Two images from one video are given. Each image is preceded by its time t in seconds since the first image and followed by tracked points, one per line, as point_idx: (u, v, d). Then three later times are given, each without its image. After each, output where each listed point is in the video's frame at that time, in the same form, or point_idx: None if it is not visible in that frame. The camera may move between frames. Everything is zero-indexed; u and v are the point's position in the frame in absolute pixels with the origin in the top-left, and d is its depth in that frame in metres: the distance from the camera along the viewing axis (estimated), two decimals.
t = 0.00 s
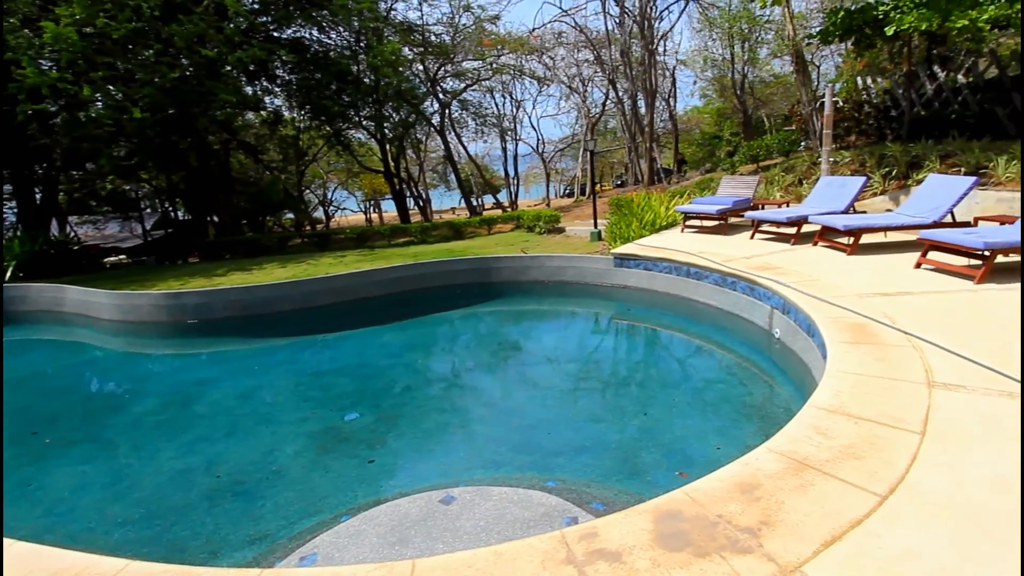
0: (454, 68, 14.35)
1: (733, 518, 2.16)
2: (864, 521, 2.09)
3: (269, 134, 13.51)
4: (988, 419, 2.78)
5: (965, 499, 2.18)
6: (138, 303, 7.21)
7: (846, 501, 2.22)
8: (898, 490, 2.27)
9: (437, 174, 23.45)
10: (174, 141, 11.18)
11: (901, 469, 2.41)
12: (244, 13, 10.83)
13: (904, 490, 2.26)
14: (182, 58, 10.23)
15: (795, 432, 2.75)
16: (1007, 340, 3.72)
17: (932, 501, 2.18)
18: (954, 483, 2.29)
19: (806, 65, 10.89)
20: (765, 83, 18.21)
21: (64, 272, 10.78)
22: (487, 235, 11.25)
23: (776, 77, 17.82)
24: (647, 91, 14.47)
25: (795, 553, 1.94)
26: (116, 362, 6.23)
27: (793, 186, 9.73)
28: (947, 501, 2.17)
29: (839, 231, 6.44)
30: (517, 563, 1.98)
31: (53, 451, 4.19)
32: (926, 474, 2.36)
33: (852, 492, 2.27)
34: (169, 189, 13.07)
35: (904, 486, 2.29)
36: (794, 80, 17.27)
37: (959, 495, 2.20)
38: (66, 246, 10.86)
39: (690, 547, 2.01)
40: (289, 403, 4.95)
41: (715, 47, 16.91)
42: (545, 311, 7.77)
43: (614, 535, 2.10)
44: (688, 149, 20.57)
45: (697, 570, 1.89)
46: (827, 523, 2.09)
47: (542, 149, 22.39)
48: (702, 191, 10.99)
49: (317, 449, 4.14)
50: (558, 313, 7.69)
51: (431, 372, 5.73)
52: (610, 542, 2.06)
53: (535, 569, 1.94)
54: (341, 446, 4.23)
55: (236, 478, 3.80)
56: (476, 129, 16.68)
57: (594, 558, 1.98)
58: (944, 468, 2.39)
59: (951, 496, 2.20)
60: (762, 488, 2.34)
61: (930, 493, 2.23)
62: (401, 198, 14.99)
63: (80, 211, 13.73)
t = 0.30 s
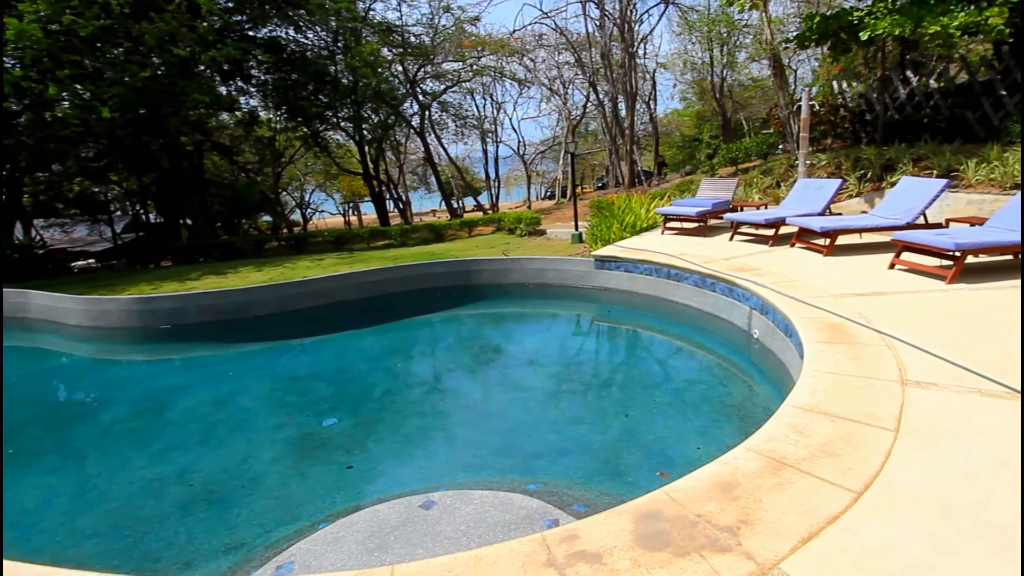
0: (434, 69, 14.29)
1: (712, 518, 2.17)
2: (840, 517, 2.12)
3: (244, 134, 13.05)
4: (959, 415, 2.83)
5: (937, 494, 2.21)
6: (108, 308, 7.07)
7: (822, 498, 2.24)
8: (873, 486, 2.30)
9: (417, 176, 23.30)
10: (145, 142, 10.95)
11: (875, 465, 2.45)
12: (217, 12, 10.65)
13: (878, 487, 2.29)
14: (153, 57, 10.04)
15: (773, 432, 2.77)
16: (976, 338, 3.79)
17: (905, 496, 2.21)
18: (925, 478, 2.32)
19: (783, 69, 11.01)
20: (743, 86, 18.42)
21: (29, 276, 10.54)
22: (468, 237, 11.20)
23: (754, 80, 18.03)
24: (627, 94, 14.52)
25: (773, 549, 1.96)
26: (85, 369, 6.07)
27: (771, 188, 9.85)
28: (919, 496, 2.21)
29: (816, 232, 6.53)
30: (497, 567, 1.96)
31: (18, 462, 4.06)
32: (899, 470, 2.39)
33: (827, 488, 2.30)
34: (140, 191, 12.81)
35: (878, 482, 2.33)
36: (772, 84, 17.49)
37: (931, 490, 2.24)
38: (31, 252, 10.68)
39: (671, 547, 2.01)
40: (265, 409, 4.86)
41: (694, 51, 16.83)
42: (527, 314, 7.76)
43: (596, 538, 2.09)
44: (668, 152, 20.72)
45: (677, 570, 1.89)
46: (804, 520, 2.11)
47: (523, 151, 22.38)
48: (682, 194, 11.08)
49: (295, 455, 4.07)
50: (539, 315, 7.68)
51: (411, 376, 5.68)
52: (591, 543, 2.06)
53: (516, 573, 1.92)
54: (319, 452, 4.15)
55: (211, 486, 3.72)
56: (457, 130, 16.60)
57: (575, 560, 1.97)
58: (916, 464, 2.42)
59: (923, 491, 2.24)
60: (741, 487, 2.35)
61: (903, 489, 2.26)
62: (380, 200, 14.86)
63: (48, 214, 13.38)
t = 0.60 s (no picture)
0: (414, 73, 14.21)
1: (695, 518, 2.17)
2: (820, 515, 2.13)
3: (219, 138, 12.64)
4: (935, 410, 2.87)
5: (915, 489, 2.24)
6: (77, 317, 6.91)
7: (803, 496, 2.26)
8: (853, 483, 2.32)
9: (398, 180, 23.13)
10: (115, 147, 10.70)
11: (855, 462, 2.46)
12: (190, 14, 10.47)
13: (858, 484, 2.31)
14: (123, 60, 9.85)
15: (755, 431, 2.78)
16: (950, 335, 3.85)
17: (883, 493, 2.24)
18: (904, 474, 2.34)
19: (762, 72, 11.10)
20: (723, 89, 18.57)
21: None
22: (450, 241, 11.14)
23: (733, 84, 18.20)
24: (608, 97, 14.55)
25: (755, 549, 1.97)
26: (54, 381, 5.90)
27: (751, 190, 9.94)
28: (897, 492, 2.23)
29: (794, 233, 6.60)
30: (481, 574, 1.92)
31: None
32: (878, 466, 2.42)
33: (808, 486, 2.31)
34: (110, 198, 12.50)
35: (857, 479, 2.35)
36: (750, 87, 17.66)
37: (909, 486, 2.26)
38: None
39: (655, 548, 2.00)
40: (242, 419, 4.76)
41: (674, 55, 17.23)
42: (510, 317, 7.73)
43: (580, 543, 2.06)
44: (649, 155, 20.82)
45: (661, 572, 1.88)
46: (786, 519, 2.12)
47: (504, 154, 22.35)
48: (664, 196, 11.13)
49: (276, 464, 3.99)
50: (522, 319, 7.65)
51: (393, 382, 5.60)
52: (575, 547, 2.04)
53: None
54: (300, 462, 4.07)
55: (186, 498, 3.63)
56: (438, 134, 16.53)
57: (559, 565, 1.94)
58: (894, 460, 2.45)
59: (901, 486, 2.26)
60: (724, 487, 2.36)
61: (881, 485, 2.29)
62: (360, 205, 14.70)
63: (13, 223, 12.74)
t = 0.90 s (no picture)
0: (394, 75, 14.12)
1: (677, 519, 2.16)
2: (799, 513, 2.13)
3: (192, 141, 12.53)
4: (910, 408, 2.89)
5: (891, 486, 2.25)
6: (42, 327, 6.73)
7: (782, 495, 2.26)
8: (831, 481, 2.32)
9: (378, 183, 22.94)
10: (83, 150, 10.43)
11: (832, 460, 2.47)
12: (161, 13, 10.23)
13: (835, 482, 2.31)
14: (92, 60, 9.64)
15: (734, 431, 2.77)
16: (924, 333, 3.90)
17: (860, 490, 2.24)
18: (880, 471, 2.35)
19: (739, 76, 11.21)
20: (702, 93, 18.71)
21: None
22: (431, 245, 11.06)
23: (711, 87, 18.35)
24: (589, 100, 14.57)
25: (735, 548, 1.96)
26: (20, 393, 5.71)
27: (730, 192, 10.01)
28: (874, 489, 2.24)
29: (772, 235, 6.66)
30: None
31: None
32: (855, 464, 2.42)
33: (787, 485, 2.31)
34: (79, 202, 12.17)
35: (835, 477, 2.35)
36: (729, 91, 17.81)
37: (885, 483, 2.27)
38: None
39: (637, 550, 1.99)
40: (217, 428, 4.64)
41: (654, 58, 17.44)
42: (492, 321, 7.69)
43: (562, 548, 2.02)
44: (629, 158, 20.91)
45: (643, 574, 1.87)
46: (765, 518, 2.12)
47: (485, 157, 22.29)
48: (645, 198, 11.17)
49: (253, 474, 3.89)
50: (504, 322, 7.60)
51: (373, 387, 5.53)
52: (557, 551, 2.01)
53: None
54: (277, 471, 3.98)
55: (159, 511, 3.52)
56: (417, 136, 16.51)
57: (541, 570, 1.91)
58: (871, 457, 2.46)
59: (878, 483, 2.27)
60: (705, 487, 2.35)
61: (858, 482, 2.29)
62: (339, 209, 14.54)
63: None
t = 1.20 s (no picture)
0: (375, 77, 14.04)
1: (661, 523, 2.16)
2: (782, 513, 2.15)
3: (168, 143, 12.48)
4: (888, 408, 2.93)
5: (872, 485, 2.28)
6: (12, 335, 6.57)
7: (764, 496, 2.27)
8: (812, 482, 2.33)
9: (359, 186, 22.76)
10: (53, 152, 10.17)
11: (814, 461, 2.49)
12: (136, 14, 10.05)
13: (817, 482, 2.33)
14: (64, 62, 9.41)
15: (717, 432, 2.79)
16: (901, 334, 3.96)
17: (841, 490, 2.26)
18: (860, 471, 2.38)
19: (720, 80, 11.32)
20: (683, 96, 18.82)
21: None
22: (413, 248, 10.99)
23: (693, 91, 18.48)
24: (572, 103, 14.59)
25: (718, 550, 1.97)
26: None
27: (712, 195, 10.10)
28: (855, 489, 2.26)
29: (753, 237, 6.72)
30: None
31: None
32: (836, 464, 2.44)
33: (769, 486, 2.33)
34: (51, 206, 11.90)
35: (816, 477, 2.37)
36: (710, 95, 17.92)
37: (865, 482, 2.30)
38: None
39: (620, 555, 1.98)
40: (193, 438, 4.55)
41: (636, 62, 17.25)
42: (475, 324, 7.66)
43: (544, 557, 2.01)
44: (612, 161, 20.97)
45: None
46: (748, 520, 2.13)
47: (468, 160, 22.21)
48: (627, 201, 11.22)
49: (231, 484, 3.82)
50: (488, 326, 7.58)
51: (355, 393, 5.47)
52: (540, 558, 2.00)
53: None
54: (257, 482, 3.91)
55: (133, 524, 3.44)
56: (400, 139, 16.35)
57: None
58: (852, 457, 2.48)
59: (858, 483, 2.29)
60: (689, 490, 2.36)
61: (839, 482, 2.31)
62: (320, 212, 14.39)
63: None
